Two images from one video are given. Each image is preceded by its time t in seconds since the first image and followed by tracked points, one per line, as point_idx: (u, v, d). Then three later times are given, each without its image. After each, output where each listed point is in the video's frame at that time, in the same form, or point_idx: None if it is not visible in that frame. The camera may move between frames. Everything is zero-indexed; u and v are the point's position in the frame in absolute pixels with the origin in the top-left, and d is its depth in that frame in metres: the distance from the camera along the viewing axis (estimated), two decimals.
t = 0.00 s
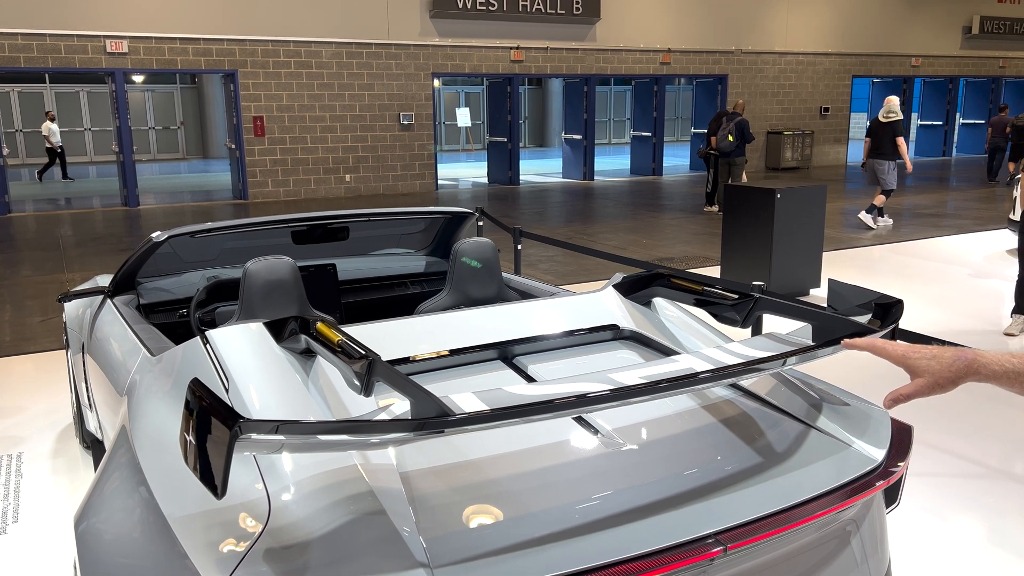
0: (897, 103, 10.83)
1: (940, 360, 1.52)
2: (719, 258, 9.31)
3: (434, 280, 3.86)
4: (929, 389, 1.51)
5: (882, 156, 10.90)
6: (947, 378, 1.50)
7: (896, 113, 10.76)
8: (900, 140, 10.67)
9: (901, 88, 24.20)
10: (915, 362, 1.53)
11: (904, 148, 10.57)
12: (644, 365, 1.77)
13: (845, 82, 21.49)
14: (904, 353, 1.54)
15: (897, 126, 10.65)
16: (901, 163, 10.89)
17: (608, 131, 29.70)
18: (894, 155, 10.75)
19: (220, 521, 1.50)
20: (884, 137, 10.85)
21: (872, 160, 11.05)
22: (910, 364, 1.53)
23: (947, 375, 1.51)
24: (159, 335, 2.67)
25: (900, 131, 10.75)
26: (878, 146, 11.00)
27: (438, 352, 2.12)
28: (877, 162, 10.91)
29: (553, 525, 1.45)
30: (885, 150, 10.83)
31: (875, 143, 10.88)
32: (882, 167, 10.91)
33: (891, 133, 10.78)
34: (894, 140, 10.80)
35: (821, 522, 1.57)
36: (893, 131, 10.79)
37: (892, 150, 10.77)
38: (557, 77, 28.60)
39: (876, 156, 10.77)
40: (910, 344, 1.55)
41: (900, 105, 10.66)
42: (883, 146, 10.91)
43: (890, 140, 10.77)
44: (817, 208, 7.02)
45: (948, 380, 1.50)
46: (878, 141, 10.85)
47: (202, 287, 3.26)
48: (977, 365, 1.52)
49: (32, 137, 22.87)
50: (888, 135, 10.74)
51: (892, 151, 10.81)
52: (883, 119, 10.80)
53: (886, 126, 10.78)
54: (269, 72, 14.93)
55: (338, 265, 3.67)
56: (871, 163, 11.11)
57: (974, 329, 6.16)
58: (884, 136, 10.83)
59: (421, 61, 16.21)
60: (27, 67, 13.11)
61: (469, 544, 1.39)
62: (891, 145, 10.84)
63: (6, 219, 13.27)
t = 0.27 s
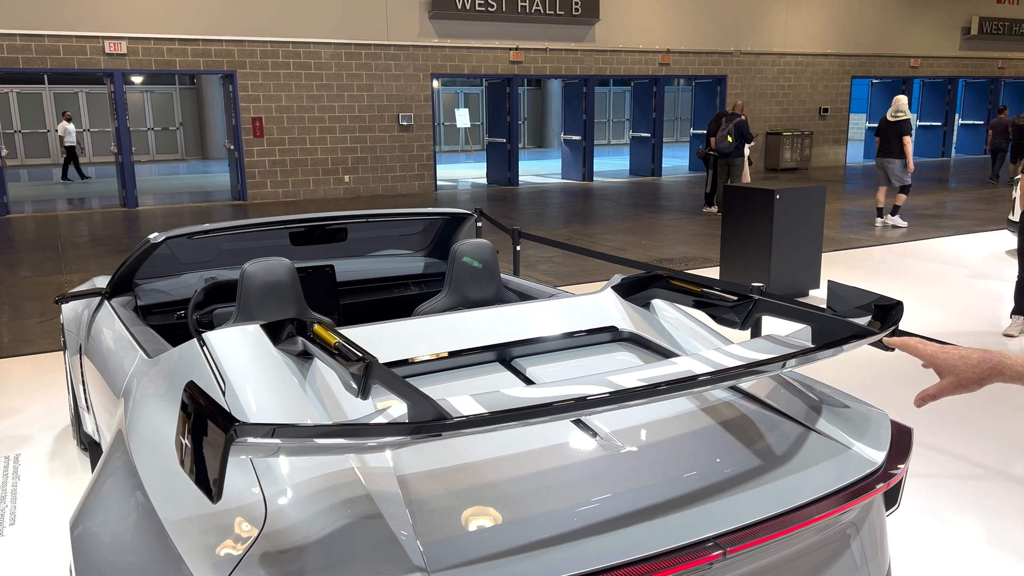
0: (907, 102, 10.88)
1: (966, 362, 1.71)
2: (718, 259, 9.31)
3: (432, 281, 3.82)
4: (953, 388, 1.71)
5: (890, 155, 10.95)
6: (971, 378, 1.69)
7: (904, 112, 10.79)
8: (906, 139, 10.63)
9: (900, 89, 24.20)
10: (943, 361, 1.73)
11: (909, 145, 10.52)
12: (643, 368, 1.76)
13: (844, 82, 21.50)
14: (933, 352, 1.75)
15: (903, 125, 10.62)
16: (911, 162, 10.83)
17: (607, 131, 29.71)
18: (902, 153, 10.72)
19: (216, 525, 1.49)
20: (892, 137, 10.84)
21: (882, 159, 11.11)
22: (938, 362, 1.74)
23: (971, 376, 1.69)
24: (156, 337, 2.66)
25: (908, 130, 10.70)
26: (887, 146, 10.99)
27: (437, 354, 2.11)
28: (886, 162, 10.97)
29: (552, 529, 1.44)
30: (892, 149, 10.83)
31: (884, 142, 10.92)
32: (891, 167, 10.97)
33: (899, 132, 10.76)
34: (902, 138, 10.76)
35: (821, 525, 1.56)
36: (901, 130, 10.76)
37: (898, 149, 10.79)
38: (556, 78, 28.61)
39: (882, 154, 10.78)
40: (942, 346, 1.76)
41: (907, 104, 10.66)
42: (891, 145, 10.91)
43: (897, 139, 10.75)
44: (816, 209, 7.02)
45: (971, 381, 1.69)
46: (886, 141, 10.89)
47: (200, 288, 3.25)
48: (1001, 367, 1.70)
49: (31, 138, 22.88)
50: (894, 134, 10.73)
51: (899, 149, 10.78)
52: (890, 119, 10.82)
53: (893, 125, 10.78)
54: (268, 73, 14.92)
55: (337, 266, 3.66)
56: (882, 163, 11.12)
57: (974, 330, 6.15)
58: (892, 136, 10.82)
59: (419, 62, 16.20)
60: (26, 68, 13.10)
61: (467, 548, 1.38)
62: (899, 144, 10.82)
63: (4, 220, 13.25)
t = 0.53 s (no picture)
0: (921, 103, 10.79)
1: None
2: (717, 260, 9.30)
3: (431, 282, 3.80)
4: None
5: (903, 157, 10.97)
6: None
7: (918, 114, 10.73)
8: (919, 142, 10.63)
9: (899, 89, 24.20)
10: None
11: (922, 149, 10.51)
12: (642, 370, 1.75)
13: (843, 83, 21.51)
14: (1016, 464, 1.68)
15: (916, 128, 10.60)
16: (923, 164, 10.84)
17: (606, 132, 29.72)
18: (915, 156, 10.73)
19: (212, 528, 1.48)
20: (905, 138, 10.83)
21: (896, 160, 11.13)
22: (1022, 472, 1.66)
23: None
24: (153, 339, 2.64)
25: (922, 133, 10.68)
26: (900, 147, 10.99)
27: (436, 357, 2.10)
28: (899, 164, 10.99)
29: (551, 532, 1.43)
30: (905, 151, 10.84)
31: (896, 145, 10.93)
32: (903, 169, 10.99)
33: (912, 134, 10.74)
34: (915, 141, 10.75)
35: (821, 528, 1.55)
36: (915, 133, 10.74)
37: (911, 151, 10.81)
38: (555, 79, 28.60)
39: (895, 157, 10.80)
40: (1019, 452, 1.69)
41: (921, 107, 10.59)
42: (904, 147, 10.91)
43: (910, 141, 10.75)
44: (815, 210, 7.02)
45: None
46: (899, 143, 10.89)
47: (197, 290, 3.24)
48: None
49: (29, 139, 22.86)
50: (908, 138, 10.72)
51: (912, 152, 10.79)
52: (904, 121, 10.78)
53: (907, 128, 10.75)
54: (267, 74, 14.91)
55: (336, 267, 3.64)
56: (894, 164, 11.14)
57: (973, 331, 6.15)
58: (905, 138, 10.81)
59: (418, 63, 16.20)
60: (24, 69, 13.07)
61: (465, 551, 1.37)
62: (912, 146, 10.82)
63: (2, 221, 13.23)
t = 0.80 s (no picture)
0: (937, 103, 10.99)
1: None
2: (716, 260, 9.30)
3: (431, 282, 3.80)
4: None
5: (919, 156, 11.10)
6: None
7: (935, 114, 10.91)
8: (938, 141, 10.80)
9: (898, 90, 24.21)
10: None
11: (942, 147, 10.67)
12: (640, 372, 1.75)
13: (842, 84, 21.52)
14: None
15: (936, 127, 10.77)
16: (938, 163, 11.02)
17: (605, 132, 29.74)
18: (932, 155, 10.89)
19: (209, 531, 1.47)
20: (923, 138, 10.98)
21: (911, 159, 11.25)
22: None
23: None
24: (150, 341, 2.64)
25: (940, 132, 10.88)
26: (915, 146, 11.13)
27: (434, 358, 2.10)
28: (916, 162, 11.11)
29: (549, 535, 1.42)
30: (923, 150, 10.98)
31: (914, 143, 11.06)
32: (920, 167, 11.13)
33: (931, 133, 10.90)
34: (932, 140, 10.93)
35: (821, 531, 1.55)
36: (932, 132, 10.91)
37: (929, 150, 10.96)
38: (554, 80, 28.62)
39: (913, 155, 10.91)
40: None
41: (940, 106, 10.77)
42: (921, 146, 11.05)
43: (928, 141, 10.91)
44: (815, 210, 7.01)
45: None
46: (916, 142, 11.03)
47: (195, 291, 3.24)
48: None
49: (28, 139, 22.84)
50: (927, 136, 10.87)
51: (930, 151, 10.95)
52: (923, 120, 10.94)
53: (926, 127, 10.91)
54: (266, 74, 14.90)
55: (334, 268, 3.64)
56: (909, 163, 11.26)
57: (972, 331, 6.16)
58: (923, 137, 10.96)
59: (417, 63, 16.19)
60: (23, 70, 13.06)
61: (463, 554, 1.36)
62: (929, 145, 10.98)
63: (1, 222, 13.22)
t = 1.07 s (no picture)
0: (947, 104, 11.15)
1: None
2: (716, 260, 9.30)
3: (430, 283, 3.79)
4: None
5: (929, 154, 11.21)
6: None
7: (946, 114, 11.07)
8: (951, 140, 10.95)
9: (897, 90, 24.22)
10: None
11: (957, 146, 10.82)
12: (639, 373, 1.74)
13: (842, 84, 21.53)
14: None
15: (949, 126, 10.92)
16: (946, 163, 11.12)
17: (604, 133, 29.75)
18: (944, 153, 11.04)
19: (208, 533, 1.46)
20: (934, 136, 11.11)
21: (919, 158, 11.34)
22: None
23: None
24: (149, 342, 2.63)
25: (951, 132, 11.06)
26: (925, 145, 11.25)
27: (434, 358, 2.09)
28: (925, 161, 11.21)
29: (548, 536, 1.42)
30: (933, 149, 11.09)
31: (925, 142, 11.18)
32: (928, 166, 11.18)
33: (943, 132, 11.05)
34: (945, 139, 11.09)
35: (821, 532, 1.55)
36: (944, 131, 11.07)
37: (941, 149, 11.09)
38: (554, 80, 28.61)
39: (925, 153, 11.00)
40: None
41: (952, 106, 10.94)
42: (931, 146, 11.17)
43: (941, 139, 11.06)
44: (814, 211, 7.01)
45: None
46: (928, 141, 11.16)
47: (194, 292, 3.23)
48: None
49: (27, 140, 22.82)
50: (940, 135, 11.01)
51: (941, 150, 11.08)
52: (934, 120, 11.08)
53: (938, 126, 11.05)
54: (265, 75, 14.90)
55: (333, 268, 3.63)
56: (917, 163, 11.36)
57: (970, 332, 6.16)
58: (935, 136, 11.10)
59: (417, 64, 16.19)
60: (22, 70, 13.04)
61: (460, 557, 1.36)
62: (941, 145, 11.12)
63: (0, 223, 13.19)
